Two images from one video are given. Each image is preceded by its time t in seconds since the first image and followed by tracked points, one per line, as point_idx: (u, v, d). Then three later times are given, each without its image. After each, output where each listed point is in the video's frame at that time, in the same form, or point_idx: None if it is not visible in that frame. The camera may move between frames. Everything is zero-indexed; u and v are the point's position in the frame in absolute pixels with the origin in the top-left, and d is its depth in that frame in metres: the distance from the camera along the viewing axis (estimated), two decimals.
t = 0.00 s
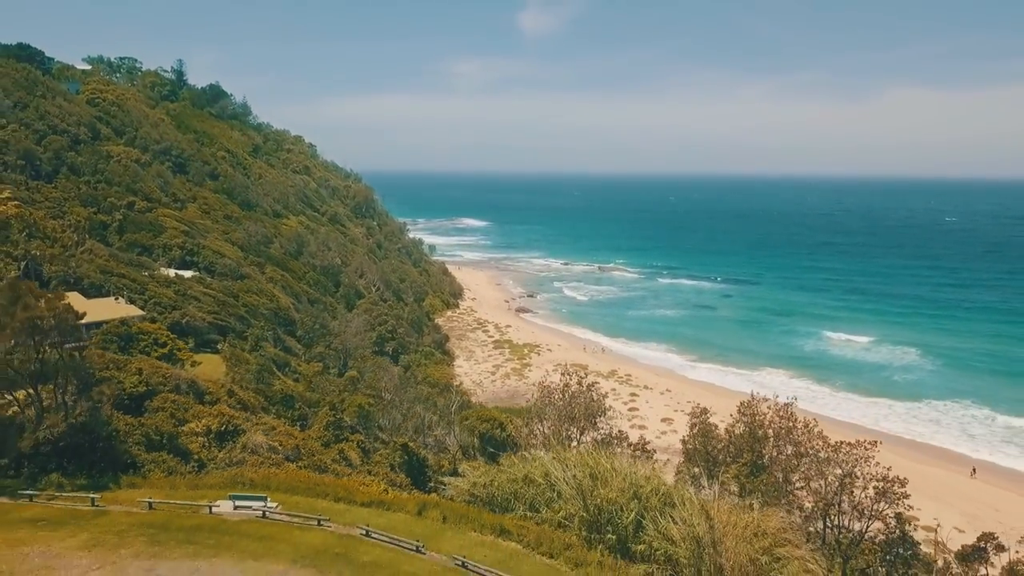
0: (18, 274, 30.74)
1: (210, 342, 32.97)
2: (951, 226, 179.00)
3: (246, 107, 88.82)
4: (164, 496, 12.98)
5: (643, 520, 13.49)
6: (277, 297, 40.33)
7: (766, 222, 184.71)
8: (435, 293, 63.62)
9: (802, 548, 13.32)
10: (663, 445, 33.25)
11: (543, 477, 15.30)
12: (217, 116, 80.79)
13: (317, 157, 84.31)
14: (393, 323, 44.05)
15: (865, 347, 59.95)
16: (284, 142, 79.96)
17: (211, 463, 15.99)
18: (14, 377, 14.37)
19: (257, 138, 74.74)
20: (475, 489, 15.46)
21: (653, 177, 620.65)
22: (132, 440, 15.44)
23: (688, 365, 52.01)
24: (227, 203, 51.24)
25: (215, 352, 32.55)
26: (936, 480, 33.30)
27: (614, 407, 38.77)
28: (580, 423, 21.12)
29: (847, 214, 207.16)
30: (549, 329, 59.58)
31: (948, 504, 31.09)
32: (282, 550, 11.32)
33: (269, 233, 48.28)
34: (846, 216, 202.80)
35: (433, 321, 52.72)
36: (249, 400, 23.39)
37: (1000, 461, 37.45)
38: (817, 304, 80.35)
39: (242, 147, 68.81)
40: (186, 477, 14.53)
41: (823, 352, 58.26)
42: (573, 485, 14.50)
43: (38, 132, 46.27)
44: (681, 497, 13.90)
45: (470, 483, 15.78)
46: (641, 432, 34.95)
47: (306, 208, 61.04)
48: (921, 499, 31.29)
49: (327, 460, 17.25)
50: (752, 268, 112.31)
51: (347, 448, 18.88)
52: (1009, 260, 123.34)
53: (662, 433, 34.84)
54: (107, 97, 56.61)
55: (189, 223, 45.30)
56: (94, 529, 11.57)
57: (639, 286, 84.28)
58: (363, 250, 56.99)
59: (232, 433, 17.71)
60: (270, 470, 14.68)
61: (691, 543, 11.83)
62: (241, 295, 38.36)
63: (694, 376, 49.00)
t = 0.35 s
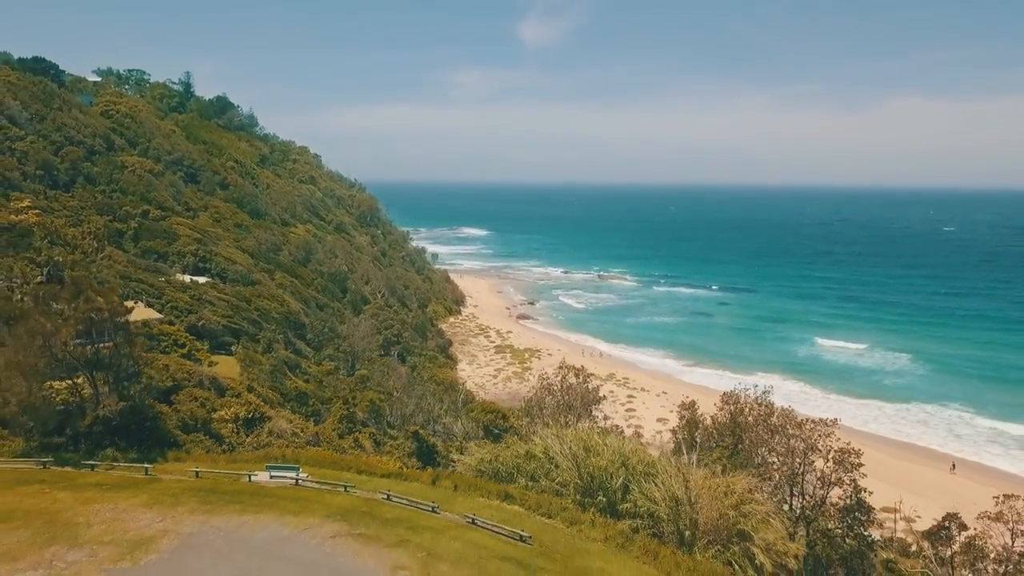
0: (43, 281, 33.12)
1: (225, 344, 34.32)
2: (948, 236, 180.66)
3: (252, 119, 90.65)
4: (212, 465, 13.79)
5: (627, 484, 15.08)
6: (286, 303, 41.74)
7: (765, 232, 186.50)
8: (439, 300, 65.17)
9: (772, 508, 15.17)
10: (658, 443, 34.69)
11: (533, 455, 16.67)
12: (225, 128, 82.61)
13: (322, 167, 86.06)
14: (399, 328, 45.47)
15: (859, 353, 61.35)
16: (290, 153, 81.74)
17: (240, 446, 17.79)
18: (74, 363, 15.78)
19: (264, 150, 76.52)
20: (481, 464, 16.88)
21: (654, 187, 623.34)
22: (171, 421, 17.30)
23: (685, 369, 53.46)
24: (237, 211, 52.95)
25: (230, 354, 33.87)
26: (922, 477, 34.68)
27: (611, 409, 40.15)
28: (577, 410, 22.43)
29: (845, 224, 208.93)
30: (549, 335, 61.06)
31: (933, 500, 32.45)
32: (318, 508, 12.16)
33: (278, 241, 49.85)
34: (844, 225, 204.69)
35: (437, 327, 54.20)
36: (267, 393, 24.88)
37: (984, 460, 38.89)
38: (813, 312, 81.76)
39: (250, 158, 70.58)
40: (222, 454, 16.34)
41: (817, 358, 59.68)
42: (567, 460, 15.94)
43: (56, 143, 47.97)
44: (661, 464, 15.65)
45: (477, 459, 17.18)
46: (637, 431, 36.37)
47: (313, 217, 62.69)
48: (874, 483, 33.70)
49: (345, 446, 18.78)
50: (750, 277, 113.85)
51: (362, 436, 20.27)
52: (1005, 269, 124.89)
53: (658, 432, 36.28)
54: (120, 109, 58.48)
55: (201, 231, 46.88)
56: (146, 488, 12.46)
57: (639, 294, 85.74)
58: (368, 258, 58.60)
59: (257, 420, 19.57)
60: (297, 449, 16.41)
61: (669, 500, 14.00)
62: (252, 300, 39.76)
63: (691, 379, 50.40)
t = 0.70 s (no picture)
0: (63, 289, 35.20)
1: (239, 346, 35.59)
2: (945, 245, 182.32)
3: (258, 129, 92.36)
4: (247, 443, 14.94)
5: (617, 460, 16.34)
6: (295, 308, 43.15)
7: (764, 241, 188.16)
8: (442, 306, 66.74)
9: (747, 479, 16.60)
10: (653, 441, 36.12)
11: (533, 438, 17.53)
12: (232, 138, 84.40)
13: (326, 177, 87.78)
14: (404, 333, 46.94)
15: (852, 359, 62.80)
16: (296, 163, 83.47)
17: (265, 433, 19.11)
18: (119, 354, 17.15)
19: (271, 160, 78.28)
20: (486, 446, 17.68)
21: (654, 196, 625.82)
22: (205, 405, 18.67)
23: (682, 373, 54.83)
24: (246, 220, 54.63)
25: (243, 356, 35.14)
26: (908, 474, 36.05)
27: (610, 409, 41.52)
28: (575, 400, 23.75)
29: (844, 234, 210.54)
30: (549, 341, 62.54)
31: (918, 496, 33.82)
32: (346, 473, 13.20)
33: (286, 249, 51.44)
34: (842, 235, 206.38)
35: (441, 333, 55.68)
36: (283, 390, 26.40)
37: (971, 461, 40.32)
38: (809, 320, 83.21)
39: (257, 168, 72.31)
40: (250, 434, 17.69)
41: (811, 363, 61.11)
42: (568, 443, 16.80)
43: (72, 154, 49.68)
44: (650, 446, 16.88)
45: (483, 442, 18.03)
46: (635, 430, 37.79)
47: (319, 226, 64.35)
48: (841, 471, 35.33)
49: (360, 432, 20.20)
50: (749, 285, 115.36)
51: (376, 426, 21.66)
52: (1000, 278, 126.48)
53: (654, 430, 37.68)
54: (133, 121, 60.27)
55: (213, 239, 48.49)
56: (188, 457, 13.61)
57: (638, 302, 87.26)
58: (373, 266, 60.18)
59: (278, 410, 21.10)
60: (319, 433, 17.90)
61: (653, 472, 15.34)
62: (263, 305, 41.14)
63: (688, 383, 51.81)
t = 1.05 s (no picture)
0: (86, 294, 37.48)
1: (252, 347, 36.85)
2: (942, 254, 184.00)
3: (264, 140, 94.18)
4: (275, 430, 16.42)
5: (609, 443, 15.69)
6: (304, 314, 44.53)
7: (763, 250, 189.83)
8: (444, 313, 68.31)
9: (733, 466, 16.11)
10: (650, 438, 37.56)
11: (535, 424, 17.23)
12: (239, 149, 86.22)
13: (331, 187, 89.50)
14: (408, 338, 48.38)
15: (846, 364, 64.24)
16: (301, 173, 85.21)
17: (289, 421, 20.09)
18: (159, 349, 18.18)
19: (277, 170, 80.05)
20: (493, 432, 17.64)
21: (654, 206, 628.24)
22: (237, 394, 19.69)
23: (679, 378, 56.21)
24: (255, 229, 56.23)
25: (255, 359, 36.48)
26: (895, 471, 37.47)
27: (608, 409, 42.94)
28: (572, 394, 25.23)
29: (843, 243, 212.15)
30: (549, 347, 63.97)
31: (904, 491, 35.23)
32: (367, 453, 14.68)
33: (294, 257, 52.99)
34: (840, 244, 208.13)
35: (444, 338, 57.16)
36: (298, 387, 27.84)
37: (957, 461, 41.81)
38: (805, 327, 84.64)
39: (264, 178, 74.07)
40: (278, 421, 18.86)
41: (806, 369, 62.52)
42: (565, 428, 16.30)
43: (87, 165, 51.32)
44: (649, 430, 16.23)
45: (492, 428, 18.43)
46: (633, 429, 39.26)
47: (325, 234, 66.01)
48: (823, 462, 36.97)
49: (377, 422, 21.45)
50: (747, 294, 116.86)
51: (389, 417, 23.01)
52: (996, 286, 128.00)
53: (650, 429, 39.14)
54: (144, 133, 62.05)
55: (224, 247, 50.04)
56: (225, 440, 15.12)
57: (637, 310, 88.78)
58: (378, 273, 61.75)
59: (299, 404, 22.36)
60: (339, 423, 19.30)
61: (641, 449, 14.81)
62: (273, 312, 42.49)
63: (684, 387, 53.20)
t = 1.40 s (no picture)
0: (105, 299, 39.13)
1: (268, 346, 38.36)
2: (940, 264, 185.62)
3: (270, 151, 96.02)
4: (299, 419, 17.95)
5: (602, 430, 17.17)
6: (312, 320, 46.00)
7: (762, 259, 191.44)
8: (447, 320, 69.86)
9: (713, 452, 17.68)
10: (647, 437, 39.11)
11: (536, 414, 18.70)
12: (246, 159, 88.02)
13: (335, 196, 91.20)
14: (412, 344, 49.88)
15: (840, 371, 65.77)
16: (306, 183, 86.93)
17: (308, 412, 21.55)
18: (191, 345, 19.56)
19: (283, 181, 81.77)
20: (497, 423, 19.17)
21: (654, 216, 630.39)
22: (261, 388, 21.20)
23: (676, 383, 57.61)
24: (263, 238, 57.86)
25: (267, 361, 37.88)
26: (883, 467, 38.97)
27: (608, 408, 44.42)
28: (570, 390, 26.79)
29: (842, 252, 213.78)
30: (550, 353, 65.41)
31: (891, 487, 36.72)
32: (384, 439, 16.18)
33: (302, 265, 54.60)
34: (838, 254, 209.91)
35: (447, 345, 58.67)
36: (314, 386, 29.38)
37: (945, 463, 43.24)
38: (802, 335, 86.17)
39: (270, 188, 75.80)
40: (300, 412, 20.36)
41: (800, 375, 64.00)
42: (563, 417, 17.77)
43: (101, 175, 52.92)
44: (639, 419, 17.72)
45: (496, 419, 19.97)
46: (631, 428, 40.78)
47: (330, 242, 67.62)
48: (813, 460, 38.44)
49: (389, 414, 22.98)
50: (745, 303, 118.44)
51: (399, 409, 24.57)
52: (992, 296, 129.63)
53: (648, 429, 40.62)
54: (155, 144, 63.73)
55: (234, 255, 51.61)
56: (254, 428, 16.61)
57: (636, 318, 90.33)
58: (382, 281, 63.34)
59: (315, 398, 23.91)
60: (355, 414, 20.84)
61: (631, 436, 16.30)
62: (283, 317, 43.96)
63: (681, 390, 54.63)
